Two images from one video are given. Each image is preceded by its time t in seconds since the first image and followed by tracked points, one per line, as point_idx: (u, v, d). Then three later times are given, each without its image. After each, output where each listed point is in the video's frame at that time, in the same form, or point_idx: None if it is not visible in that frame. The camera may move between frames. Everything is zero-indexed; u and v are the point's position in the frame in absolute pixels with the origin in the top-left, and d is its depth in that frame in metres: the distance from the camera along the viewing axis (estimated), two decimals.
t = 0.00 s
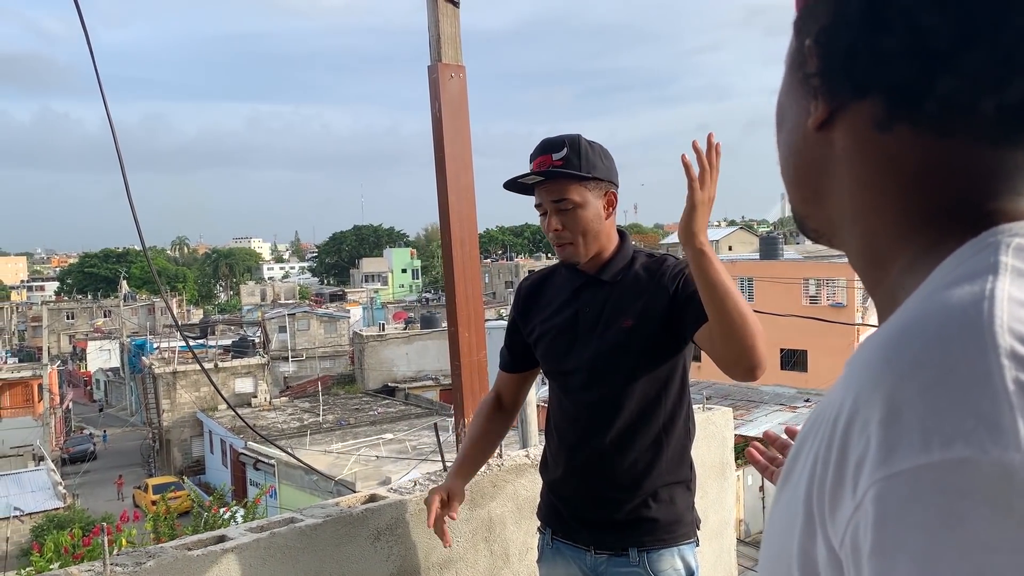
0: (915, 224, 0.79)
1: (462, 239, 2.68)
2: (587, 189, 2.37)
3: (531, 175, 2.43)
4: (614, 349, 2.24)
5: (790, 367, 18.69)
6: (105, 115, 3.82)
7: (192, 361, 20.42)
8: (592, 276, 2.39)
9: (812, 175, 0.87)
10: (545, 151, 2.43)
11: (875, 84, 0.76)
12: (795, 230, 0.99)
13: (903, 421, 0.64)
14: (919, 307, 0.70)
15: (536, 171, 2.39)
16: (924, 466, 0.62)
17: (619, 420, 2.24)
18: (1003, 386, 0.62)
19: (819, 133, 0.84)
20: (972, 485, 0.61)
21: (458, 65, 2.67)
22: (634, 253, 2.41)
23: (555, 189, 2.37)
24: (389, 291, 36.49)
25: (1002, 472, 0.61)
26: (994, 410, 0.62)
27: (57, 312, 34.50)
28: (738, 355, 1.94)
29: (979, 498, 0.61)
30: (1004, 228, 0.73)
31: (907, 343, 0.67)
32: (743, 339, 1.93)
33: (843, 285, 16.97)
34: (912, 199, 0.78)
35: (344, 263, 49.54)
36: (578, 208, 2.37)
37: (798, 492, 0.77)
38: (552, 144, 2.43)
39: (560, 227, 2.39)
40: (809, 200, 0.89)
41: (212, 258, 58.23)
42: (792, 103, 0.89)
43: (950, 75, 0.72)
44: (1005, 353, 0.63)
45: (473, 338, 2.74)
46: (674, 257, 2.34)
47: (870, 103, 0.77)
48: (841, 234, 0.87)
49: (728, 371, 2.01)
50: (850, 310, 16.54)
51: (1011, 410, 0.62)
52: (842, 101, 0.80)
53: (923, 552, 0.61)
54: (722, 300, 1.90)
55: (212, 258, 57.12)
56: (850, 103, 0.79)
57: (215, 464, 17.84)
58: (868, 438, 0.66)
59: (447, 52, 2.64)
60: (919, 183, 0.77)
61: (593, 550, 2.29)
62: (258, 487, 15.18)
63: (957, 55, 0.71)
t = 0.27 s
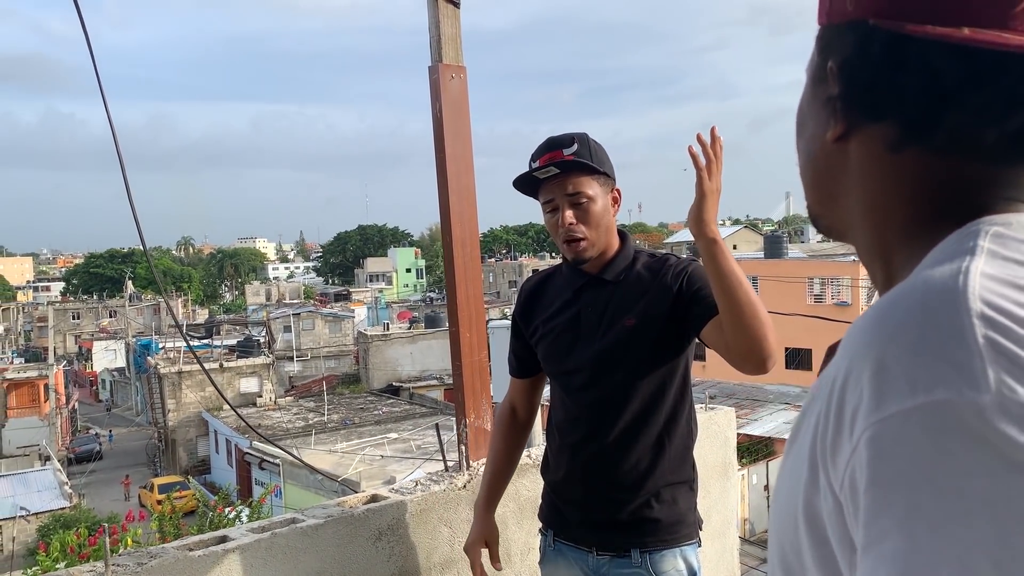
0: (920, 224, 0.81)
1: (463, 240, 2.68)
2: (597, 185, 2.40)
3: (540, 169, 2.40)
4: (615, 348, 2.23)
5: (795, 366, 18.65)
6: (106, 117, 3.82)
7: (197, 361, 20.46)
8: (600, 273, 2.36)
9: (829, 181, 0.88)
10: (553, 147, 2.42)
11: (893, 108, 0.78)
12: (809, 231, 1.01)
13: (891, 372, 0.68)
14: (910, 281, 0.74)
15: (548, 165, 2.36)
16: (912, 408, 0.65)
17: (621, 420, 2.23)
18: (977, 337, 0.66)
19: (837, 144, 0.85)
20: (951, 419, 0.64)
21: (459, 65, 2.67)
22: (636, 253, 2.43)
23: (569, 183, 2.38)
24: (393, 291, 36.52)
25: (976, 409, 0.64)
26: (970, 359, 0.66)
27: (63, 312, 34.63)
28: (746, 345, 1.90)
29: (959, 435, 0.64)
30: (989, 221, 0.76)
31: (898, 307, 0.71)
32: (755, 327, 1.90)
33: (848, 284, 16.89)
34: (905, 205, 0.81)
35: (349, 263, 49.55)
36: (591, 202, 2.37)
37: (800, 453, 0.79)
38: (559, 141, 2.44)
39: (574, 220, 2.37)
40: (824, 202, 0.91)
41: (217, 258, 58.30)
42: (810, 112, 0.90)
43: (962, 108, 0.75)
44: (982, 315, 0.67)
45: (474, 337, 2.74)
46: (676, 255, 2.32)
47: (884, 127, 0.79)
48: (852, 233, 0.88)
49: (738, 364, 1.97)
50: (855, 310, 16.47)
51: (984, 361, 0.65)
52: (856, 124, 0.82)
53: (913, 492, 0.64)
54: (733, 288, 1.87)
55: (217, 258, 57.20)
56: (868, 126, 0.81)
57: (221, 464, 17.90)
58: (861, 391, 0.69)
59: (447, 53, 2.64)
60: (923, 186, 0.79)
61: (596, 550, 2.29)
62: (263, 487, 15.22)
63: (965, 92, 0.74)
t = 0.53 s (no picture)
0: (945, 213, 0.82)
1: (461, 239, 2.67)
2: (603, 181, 2.32)
3: (546, 162, 2.29)
4: (615, 347, 2.13)
5: (797, 366, 18.64)
6: (102, 118, 3.79)
7: (198, 361, 20.46)
8: (604, 271, 2.26)
9: (856, 175, 0.90)
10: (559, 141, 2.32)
11: (925, 104, 0.79)
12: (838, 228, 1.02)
13: (922, 358, 0.69)
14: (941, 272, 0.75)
15: (556, 157, 2.26)
16: (943, 392, 0.66)
17: (623, 419, 2.12)
18: (1006, 331, 0.67)
19: (868, 139, 0.86)
20: (980, 405, 0.65)
21: (456, 65, 2.66)
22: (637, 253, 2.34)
23: (576, 176, 2.28)
24: (395, 291, 36.55)
25: (1002, 400, 0.65)
26: (1003, 351, 0.66)
27: (64, 313, 34.68)
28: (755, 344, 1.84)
29: (984, 422, 0.65)
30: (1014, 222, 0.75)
31: (929, 297, 0.72)
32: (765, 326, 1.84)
33: (849, 284, 16.95)
34: (919, 192, 0.83)
35: (350, 263, 49.58)
36: (598, 197, 2.28)
37: (831, 437, 0.81)
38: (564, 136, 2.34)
39: (583, 213, 2.26)
40: (850, 194, 0.92)
41: (219, 259, 58.34)
42: (844, 106, 0.92)
43: (988, 105, 0.76)
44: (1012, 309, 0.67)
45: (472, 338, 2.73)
46: (678, 254, 2.24)
47: (915, 122, 0.81)
48: (880, 224, 0.89)
49: (749, 364, 1.91)
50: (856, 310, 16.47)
51: (1016, 353, 0.66)
52: (887, 118, 0.83)
53: (939, 475, 0.65)
54: (741, 286, 1.80)
55: (219, 259, 57.25)
56: (898, 121, 0.82)
57: (222, 464, 17.91)
58: (893, 374, 0.71)
59: (445, 52, 2.63)
60: (946, 176, 0.80)
61: (596, 552, 2.17)
62: (264, 487, 15.23)
63: (993, 91, 0.75)
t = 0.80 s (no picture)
0: (971, 212, 0.84)
1: (456, 239, 2.67)
2: (606, 178, 2.18)
3: (547, 157, 2.15)
4: (616, 347, 2.02)
5: (793, 365, 18.68)
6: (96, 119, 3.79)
7: (195, 362, 20.43)
8: (603, 271, 2.13)
9: (881, 171, 0.92)
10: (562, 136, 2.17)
11: (959, 104, 0.80)
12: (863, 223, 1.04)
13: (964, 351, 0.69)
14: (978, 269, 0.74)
15: (558, 152, 2.12)
16: (981, 387, 0.66)
17: (622, 418, 2.02)
18: None
19: (897, 136, 0.88)
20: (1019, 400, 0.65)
21: (451, 64, 2.67)
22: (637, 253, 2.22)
23: (578, 173, 2.15)
24: (392, 291, 36.56)
25: None
26: None
27: (61, 313, 34.65)
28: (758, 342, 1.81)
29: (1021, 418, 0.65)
30: None
31: (964, 295, 0.72)
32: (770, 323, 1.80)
33: (846, 283, 17.04)
34: (945, 180, 0.84)
35: (347, 263, 49.59)
36: (600, 195, 2.15)
37: (863, 434, 0.81)
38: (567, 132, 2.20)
39: (587, 210, 2.13)
40: (874, 192, 0.94)
41: (216, 259, 58.30)
42: (872, 102, 0.94)
43: None
44: None
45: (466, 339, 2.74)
46: (675, 253, 2.15)
47: (949, 120, 0.82)
48: (905, 220, 0.91)
49: (750, 362, 1.87)
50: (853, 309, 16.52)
51: None
52: (920, 114, 0.84)
53: (979, 467, 0.65)
54: (746, 281, 1.78)
55: (215, 260, 57.18)
56: (929, 118, 0.84)
57: (219, 465, 17.90)
58: (931, 369, 0.71)
59: (439, 51, 2.64)
60: (969, 175, 0.82)
61: (594, 552, 2.07)
62: (261, 488, 15.22)
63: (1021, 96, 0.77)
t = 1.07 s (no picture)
0: (996, 213, 0.85)
1: (447, 239, 2.67)
2: (605, 178, 2.18)
3: (548, 154, 2.14)
4: (613, 345, 2.01)
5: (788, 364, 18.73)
6: (85, 121, 3.78)
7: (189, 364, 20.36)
8: (601, 269, 2.11)
9: (903, 169, 0.94)
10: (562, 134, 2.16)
11: (986, 101, 0.83)
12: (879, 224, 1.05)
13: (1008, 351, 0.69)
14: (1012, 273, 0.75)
15: (559, 149, 2.12)
16: None
17: (618, 417, 2.01)
18: None
19: (920, 134, 0.90)
20: None
21: (442, 65, 2.66)
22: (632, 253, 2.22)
23: (577, 170, 2.13)
24: (387, 292, 36.51)
25: None
26: None
27: (54, 316, 34.50)
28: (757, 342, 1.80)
29: None
30: None
31: (1008, 293, 0.73)
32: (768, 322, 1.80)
33: (840, 281, 17.12)
34: (972, 174, 0.86)
35: (341, 264, 49.49)
36: (599, 193, 2.14)
37: (904, 443, 0.82)
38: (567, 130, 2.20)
39: (587, 208, 2.11)
40: (895, 190, 0.96)
41: (209, 261, 58.11)
42: (893, 99, 0.96)
43: None
44: None
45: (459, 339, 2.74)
46: (666, 252, 2.16)
47: (976, 117, 0.84)
48: (931, 226, 0.92)
49: (749, 362, 1.86)
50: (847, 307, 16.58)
51: None
52: (945, 111, 0.87)
53: None
54: (746, 279, 1.79)
55: (209, 261, 56.99)
56: (957, 115, 0.86)
57: (214, 467, 17.85)
58: (974, 369, 0.72)
59: (430, 52, 2.63)
60: (993, 176, 0.84)
61: (589, 552, 2.07)
62: (257, 490, 15.18)
63: None
